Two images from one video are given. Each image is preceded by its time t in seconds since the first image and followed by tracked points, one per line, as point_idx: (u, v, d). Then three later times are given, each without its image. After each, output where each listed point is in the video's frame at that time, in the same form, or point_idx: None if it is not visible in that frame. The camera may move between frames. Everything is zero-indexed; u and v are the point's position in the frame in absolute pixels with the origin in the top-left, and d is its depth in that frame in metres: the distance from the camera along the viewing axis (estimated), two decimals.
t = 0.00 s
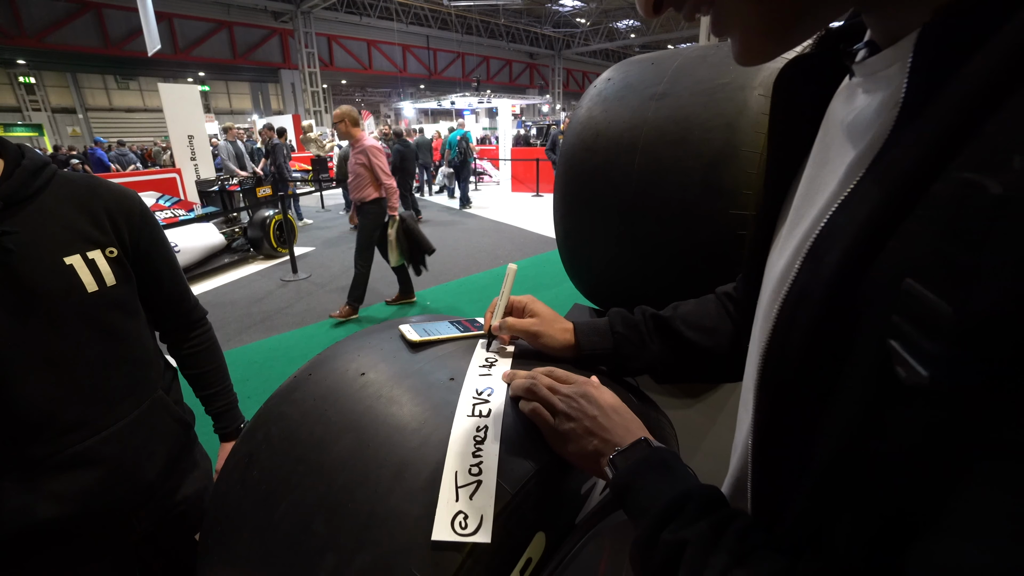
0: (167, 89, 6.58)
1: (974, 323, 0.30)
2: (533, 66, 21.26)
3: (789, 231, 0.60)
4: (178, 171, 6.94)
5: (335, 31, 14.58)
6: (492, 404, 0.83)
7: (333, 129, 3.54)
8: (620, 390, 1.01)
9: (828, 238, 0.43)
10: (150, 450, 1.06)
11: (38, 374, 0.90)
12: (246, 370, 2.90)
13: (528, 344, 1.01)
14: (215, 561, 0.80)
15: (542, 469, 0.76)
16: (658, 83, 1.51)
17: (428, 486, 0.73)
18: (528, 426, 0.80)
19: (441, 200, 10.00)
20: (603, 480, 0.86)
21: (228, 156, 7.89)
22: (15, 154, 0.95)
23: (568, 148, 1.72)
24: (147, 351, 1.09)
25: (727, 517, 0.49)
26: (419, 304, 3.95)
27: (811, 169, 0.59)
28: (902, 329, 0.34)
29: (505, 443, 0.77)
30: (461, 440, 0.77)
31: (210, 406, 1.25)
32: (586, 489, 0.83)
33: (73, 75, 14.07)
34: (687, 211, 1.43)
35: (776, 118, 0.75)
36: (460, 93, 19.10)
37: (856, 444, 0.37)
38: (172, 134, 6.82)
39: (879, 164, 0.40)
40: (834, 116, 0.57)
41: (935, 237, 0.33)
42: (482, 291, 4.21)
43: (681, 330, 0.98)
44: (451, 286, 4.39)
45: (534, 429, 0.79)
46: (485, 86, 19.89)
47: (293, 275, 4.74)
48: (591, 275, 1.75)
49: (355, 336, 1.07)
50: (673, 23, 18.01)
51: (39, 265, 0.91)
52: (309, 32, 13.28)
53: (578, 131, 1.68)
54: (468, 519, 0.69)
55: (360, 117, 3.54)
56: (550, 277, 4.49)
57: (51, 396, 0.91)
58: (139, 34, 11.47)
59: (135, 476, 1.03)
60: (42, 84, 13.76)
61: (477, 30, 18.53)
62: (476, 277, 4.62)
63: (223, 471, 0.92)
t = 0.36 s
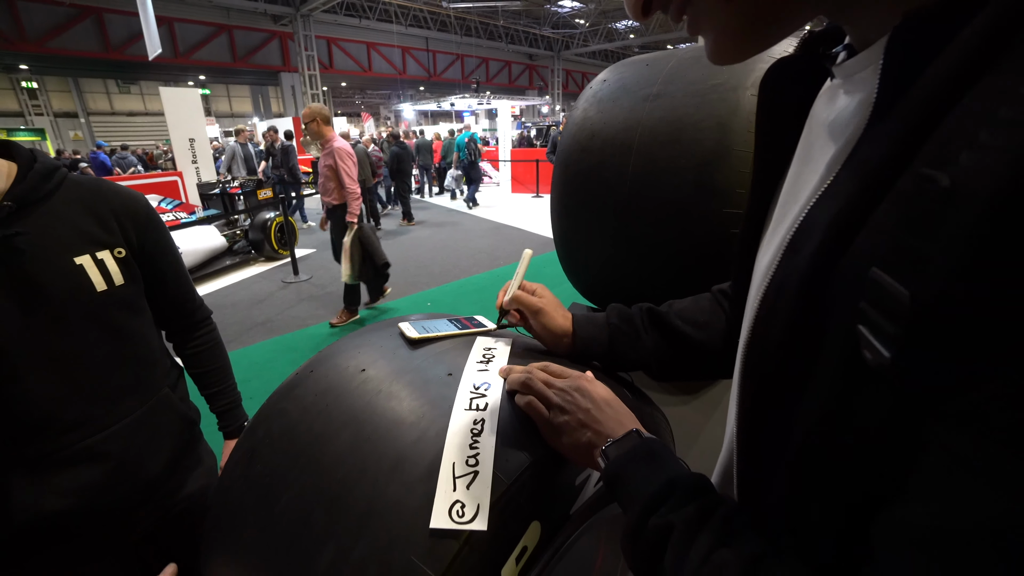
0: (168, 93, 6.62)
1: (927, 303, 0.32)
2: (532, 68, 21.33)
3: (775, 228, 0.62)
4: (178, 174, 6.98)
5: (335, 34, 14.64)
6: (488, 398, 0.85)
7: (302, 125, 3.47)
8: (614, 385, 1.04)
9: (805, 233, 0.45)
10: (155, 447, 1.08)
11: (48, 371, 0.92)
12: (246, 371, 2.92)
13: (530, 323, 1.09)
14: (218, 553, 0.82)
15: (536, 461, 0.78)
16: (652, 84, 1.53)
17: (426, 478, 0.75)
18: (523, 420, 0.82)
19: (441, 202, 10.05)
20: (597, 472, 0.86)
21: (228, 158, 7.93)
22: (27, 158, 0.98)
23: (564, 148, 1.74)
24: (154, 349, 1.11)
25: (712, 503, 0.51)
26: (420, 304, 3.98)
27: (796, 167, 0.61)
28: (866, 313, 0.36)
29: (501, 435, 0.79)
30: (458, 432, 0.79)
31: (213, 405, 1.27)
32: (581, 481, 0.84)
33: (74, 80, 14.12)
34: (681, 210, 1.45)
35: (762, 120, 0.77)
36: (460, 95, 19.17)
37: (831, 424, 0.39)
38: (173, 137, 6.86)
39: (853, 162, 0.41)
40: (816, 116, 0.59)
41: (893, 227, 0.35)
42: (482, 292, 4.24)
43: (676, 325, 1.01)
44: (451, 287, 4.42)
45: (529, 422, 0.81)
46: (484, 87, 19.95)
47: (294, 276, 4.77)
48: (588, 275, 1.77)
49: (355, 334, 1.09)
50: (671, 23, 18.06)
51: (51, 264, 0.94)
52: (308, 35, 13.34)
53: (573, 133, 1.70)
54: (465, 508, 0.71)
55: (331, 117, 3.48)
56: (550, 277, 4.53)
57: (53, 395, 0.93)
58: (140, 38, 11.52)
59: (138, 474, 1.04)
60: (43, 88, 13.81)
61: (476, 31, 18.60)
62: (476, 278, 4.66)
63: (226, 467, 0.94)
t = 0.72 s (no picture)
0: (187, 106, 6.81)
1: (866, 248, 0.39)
2: (543, 75, 21.46)
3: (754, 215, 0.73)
4: (197, 185, 7.16)
5: (348, 46, 14.90)
6: (486, 395, 0.89)
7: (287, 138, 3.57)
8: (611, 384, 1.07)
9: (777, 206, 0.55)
10: (176, 446, 1.14)
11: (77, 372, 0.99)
12: (260, 377, 3.00)
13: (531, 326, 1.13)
14: (234, 542, 0.87)
15: (531, 455, 0.81)
16: (650, 92, 1.58)
17: (427, 471, 0.79)
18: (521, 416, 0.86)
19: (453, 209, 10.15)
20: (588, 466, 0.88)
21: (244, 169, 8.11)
22: (65, 172, 1.06)
23: (566, 156, 1.79)
24: (176, 353, 1.18)
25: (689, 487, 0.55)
26: (431, 310, 4.05)
27: (770, 163, 0.74)
28: (822, 257, 0.44)
29: (498, 431, 0.82)
30: (455, 427, 0.83)
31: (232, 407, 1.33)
32: (574, 473, 0.87)
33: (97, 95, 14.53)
34: (679, 215, 1.49)
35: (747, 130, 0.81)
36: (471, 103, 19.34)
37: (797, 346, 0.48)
38: (191, 149, 7.04)
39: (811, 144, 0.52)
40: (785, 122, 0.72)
41: (835, 197, 0.44)
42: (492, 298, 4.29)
43: (675, 329, 1.05)
44: (462, 293, 4.48)
45: (525, 419, 0.85)
46: (495, 95, 20.11)
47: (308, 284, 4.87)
48: (591, 279, 1.82)
49: (364, 336, 1.14)
50: (681, 28, 18.04)
51: (84, 271, 1.01)
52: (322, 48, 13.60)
53: (574, 140, 1.75)
54: (461, 496, 0.75)
55: (315, 130, 3.58)
56: (560, 283, 4.57)
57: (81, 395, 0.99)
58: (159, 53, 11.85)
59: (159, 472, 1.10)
60: (68, 104, 14.25)
61: (486, 40, 18.78)
62: (487, 284, 4.72)
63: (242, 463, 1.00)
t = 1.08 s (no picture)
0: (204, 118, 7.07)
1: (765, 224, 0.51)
2: (553, 80, 21.64)
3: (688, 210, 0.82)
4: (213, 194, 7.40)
5: (360, 56, 15.21)
6: (456, 378, 0.98)
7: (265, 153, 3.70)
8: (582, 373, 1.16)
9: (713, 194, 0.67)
10: (189, 435, 1.25)
11: (100, 366, 1.10)
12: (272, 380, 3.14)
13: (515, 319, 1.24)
14: (239, 512, 0.99)
15: (491, 431, 0.90)
16: (627, 103, 1.68)
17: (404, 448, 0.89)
18: (485, 397, 0.95)
19: (465, 214, 10.31)
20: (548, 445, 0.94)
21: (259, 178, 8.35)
22: (94, 185, 1.19)
23: (551, 159, 1.90)
24: (191, 350, 1.29)
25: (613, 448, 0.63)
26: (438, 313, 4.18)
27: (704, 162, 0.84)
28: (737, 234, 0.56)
29: (462, 410, 0.92)
30: (425, 406, 0.93)
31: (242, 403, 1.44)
32: (532, 447, 0.94)
33: (119, 108, 15.03)
34: (656, 218, 1.59)
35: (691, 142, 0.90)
36: (482, 110, 19.58)
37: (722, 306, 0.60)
38: (208, 160, 7.29)
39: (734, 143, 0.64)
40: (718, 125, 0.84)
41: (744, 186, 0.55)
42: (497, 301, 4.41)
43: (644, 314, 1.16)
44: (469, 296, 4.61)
45: (487, 398, 0.94)
46: (506, 101, 20.31)
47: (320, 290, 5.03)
48: (574, 276, 1.94)
49: (356, 331, 1.25)
50: (691, 31, 18.08)
51: (109, 275, 1.13)
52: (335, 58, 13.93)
53: (559, 146, 1.85)
54: (426, 463, 0.85)
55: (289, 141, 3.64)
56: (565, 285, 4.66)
57: (105, 385, 1.11)
58: (179, 67, 12.24)
59: (176, 457, 1.22)
60: (92, 117, 14.76)
61: (496, 47, 19.04)
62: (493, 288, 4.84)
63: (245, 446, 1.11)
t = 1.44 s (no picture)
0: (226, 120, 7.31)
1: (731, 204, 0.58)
2: (568, 76, 21.61)
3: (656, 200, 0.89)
4: (236, 194, 7.65)
5: (377, 55, 15.43)
6: (455, 348, 1.09)
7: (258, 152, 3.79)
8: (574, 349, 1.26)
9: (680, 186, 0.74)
10: (220, 408, 1.38)
11: (145, 342, 1.25)
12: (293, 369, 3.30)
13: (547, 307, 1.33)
14: (266, 470, 1.12)
15: (484, 393, 1.01)
16: (621, 101, 1.82)
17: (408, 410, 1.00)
18: (479, 363, 1.06)
19: (480, 211, 10.45)
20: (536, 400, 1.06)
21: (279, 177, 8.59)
22: (140, 182, 1.33)
23: (550, 154, 2.04)
24: (224, 331, 1.43)
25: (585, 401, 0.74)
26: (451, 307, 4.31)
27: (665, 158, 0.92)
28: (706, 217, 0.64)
29: (459, 375, 1.03)
30: (426, 371, 1.04)
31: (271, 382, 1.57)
32: (523, 408, 1.05)
33: (145, 111, 15.50)
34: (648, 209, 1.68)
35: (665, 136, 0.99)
36: (497, 107, 19.68)
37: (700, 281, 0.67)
38: (230, 160, 7.53)
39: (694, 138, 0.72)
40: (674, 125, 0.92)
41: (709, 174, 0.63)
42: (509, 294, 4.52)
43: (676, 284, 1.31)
44: (481, 291, 4.73)
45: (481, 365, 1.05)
46: (520, 98, 20.37)
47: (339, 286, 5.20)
48: (573, 264, 2.07)
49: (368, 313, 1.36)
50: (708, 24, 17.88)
51: (154, 261, 1.27)
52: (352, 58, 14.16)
53: (558, 141, 2.00)
54: (427, 418, 0.96)
55: (282, 142, 3.75)
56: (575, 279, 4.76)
57: (150, 359, 1.25)
58: (201, 70, 12.60)
59: (209, 427, 1.35)
60: (120, 121, 15.26)
61: (511, 44, 19.10)
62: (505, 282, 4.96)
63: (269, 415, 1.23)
